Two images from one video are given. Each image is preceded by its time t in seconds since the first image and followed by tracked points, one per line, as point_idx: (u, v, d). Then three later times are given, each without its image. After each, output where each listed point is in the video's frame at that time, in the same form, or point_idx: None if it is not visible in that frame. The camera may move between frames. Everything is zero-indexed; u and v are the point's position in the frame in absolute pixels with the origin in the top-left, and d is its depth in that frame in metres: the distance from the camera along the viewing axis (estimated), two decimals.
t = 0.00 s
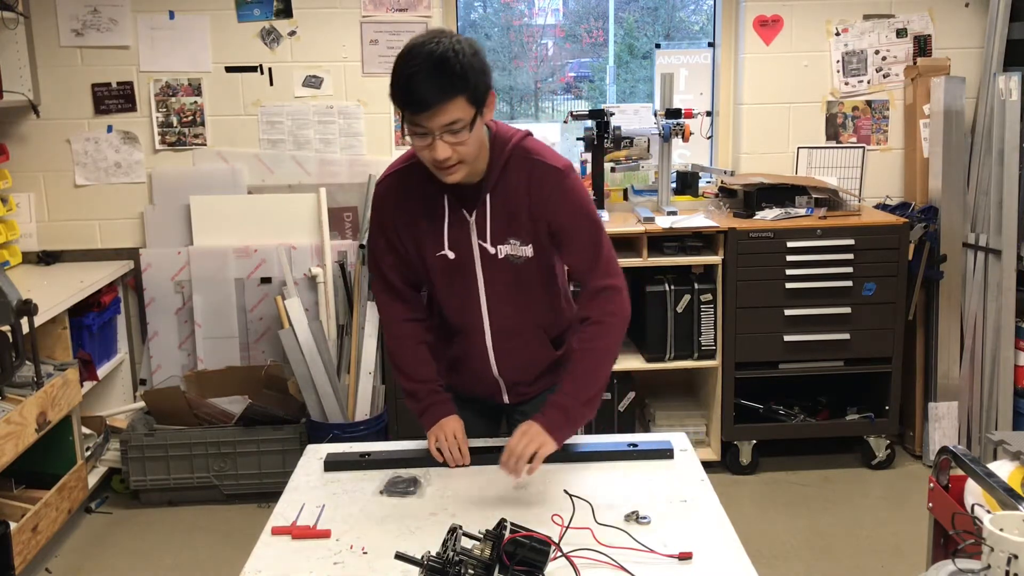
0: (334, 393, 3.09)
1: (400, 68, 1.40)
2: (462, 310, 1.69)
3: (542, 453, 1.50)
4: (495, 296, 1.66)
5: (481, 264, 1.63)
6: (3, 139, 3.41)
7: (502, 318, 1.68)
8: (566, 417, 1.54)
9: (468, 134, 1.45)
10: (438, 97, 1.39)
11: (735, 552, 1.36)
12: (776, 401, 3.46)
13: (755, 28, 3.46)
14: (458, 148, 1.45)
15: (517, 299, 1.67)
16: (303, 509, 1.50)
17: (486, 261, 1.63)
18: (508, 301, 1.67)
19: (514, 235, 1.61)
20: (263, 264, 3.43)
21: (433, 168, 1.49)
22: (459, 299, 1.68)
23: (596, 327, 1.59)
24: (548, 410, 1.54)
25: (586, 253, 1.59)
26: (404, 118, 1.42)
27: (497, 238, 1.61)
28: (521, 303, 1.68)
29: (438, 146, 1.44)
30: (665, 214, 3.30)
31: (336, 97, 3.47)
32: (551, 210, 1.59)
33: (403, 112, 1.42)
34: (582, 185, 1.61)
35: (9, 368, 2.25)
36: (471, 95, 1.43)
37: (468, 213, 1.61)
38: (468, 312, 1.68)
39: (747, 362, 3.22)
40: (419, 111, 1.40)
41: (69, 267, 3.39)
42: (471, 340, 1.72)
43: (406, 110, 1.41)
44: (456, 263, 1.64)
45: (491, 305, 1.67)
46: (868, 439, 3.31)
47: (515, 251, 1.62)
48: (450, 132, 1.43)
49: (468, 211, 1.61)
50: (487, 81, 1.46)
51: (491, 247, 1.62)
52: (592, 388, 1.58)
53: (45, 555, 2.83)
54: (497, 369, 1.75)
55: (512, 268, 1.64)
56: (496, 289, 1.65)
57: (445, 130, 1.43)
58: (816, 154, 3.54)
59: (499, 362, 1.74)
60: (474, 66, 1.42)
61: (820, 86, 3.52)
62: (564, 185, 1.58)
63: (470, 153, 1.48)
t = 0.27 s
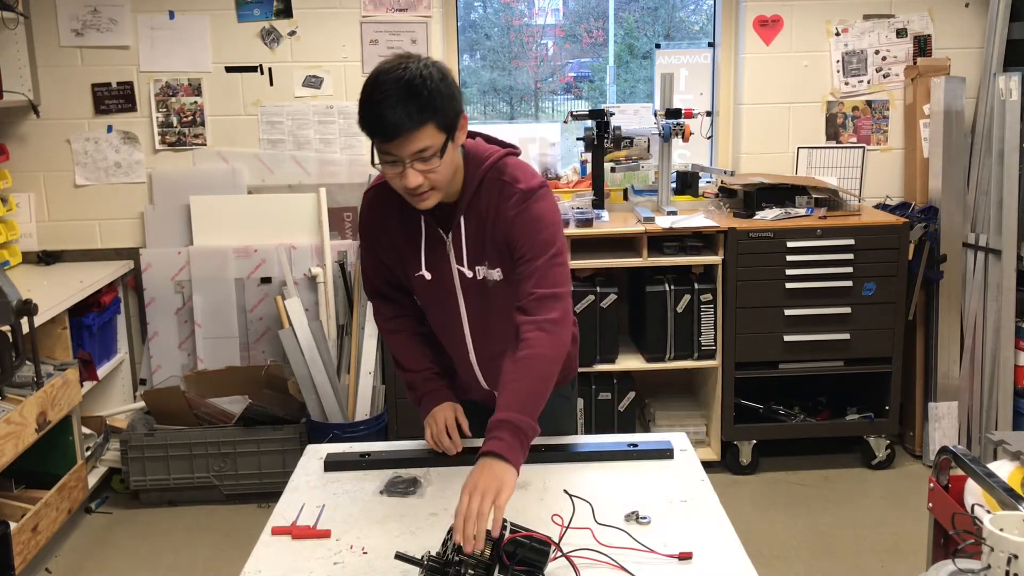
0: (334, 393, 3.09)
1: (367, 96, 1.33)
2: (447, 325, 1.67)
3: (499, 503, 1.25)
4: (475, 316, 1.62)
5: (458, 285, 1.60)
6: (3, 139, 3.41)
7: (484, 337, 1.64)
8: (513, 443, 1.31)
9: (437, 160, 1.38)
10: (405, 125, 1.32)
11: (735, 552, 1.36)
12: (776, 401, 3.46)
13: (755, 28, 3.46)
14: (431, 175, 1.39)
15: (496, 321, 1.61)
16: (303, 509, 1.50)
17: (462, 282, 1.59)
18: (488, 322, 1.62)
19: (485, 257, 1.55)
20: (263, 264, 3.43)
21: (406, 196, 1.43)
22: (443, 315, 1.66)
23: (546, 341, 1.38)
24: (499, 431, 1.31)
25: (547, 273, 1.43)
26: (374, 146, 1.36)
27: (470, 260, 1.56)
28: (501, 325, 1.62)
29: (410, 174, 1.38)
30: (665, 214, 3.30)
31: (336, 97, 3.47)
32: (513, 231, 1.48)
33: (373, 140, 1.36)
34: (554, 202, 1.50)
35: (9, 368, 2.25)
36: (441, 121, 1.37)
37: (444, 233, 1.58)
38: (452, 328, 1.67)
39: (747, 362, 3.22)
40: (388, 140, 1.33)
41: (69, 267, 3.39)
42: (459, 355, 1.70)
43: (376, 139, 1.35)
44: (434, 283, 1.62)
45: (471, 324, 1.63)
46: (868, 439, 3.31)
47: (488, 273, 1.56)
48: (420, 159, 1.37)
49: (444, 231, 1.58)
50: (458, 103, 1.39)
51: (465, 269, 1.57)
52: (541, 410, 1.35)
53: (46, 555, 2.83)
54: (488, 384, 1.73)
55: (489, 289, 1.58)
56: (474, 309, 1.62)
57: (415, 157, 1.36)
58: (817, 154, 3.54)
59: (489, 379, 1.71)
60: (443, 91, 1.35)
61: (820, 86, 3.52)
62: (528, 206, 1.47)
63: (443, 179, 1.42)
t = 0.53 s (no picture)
0: (334, 393, 3.09)
1: (341, 111, 1.33)
2: (439, 331, 1.67)
3: (499, 542, 1.22)
4: (464, 325, 1.61)
5: (445, 294, 1.58)
6: (3, 139, 3.41)
7: (474, 345, 1.63)
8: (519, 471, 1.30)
9: (413, 171, 1.38)
10: (378, 137, 1.32)
11: (735, 552, 1.36)
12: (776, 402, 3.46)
13: (754, 28, 3.46)
14: (408, 186, 1.39)
15: (484, 331, 1.60)
16: (303, 509, 1.50)
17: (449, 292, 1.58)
18: (477, 331, 1.60)
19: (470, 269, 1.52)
20: (263, 264, 3.43)
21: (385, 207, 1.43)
22: (434, 321, 1.66)
23: (536, 362, 1.34)
24: (504, 468, 1.30)
25: (529, 289, 1.39)
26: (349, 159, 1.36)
27: (455, 272, 1.54)
28: (489, 334, 1.60)
29: (386, 186, 1.38)
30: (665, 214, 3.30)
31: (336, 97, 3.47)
32: (494, 245, 1.44)
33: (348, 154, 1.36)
34: (537, 213, 1.45)
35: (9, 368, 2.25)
36: (416, 133, 1.36)
37: (430, 242, 1.56)
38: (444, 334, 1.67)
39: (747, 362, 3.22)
40: (362, 154, 1.34)
41: (69, 267, 3.39)
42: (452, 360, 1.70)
43: (351, 153, 1.35)
44: (423, 291, 1.61)
45: (461, 332, 1.62)
46: (868, 439, 3.31)
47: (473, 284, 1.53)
48: (395, 171, 1.37)
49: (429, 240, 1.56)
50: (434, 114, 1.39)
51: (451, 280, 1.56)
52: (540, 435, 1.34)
53: (45, 554, 2.83)
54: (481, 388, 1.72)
55: (475, 299, 1.56)
56: (462, 319, 1.60)
57: (391, 169, 1.36)
58: (817, 154, 3.54)
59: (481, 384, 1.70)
60: (417, 103, 1.35)
61: (820, 86, 3.52)
62: (508, 220, 1.42)
63: (422, 192, 1.42)
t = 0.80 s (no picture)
0: (334, 393, 3.09)
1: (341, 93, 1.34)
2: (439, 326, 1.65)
3: (518, 512, 1.23)
4: (464, 317, 1.60)
5: (446, 285, 1.58)
6: (3, 139, 3.41)
7: (475, 336, 1.62)
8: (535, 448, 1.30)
9: (412, 150, 1.38)
10: (378, 117, 1.32)
11: (735, 552, 1.36)
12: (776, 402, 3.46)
13: (754, 28, 3.46)
14: (407, 167, 1.39)
15: (486, 322, 1.59)
16: (303, 509, 1.50)
17: (449, 283, 1.57)
18: (478, 322, 1.60)
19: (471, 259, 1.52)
20: (263, 264, 3.43)
21: (384, 190, 1.43)
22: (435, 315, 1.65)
23: (547, 344, 1.36)
24: (521, 449, 1.29)
25: (536, 274, 1.40)
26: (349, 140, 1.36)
27: (456, 262, 1.53)
28: (491, 325, 1.59)
29: (386, 167, 1.37)
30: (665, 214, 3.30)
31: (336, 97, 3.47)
32: (498, 233, 1.44)
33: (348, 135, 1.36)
34: (539, 200, 1.46)
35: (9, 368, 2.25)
36: (416, 112, 1.36)
37: (431, 234, 1.56)
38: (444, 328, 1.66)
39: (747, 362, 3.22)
40: (361, 133, 1.34)
41: (69, 267, 3.39)
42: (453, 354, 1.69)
43: (351, 134, 1.36)
44: (423, 283, 1.60)
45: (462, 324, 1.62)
46: (868, 439, 3.31)
47: (474, 274, 1.53)
48: (395, 151, 1.36)
49: (430, 232, 1.56)
50: (434, 96, 1.39)
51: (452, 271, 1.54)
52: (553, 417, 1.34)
53: (45, 554, 2.83)
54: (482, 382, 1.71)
55: (476, 291, 1.55)
56: (463, 310, 1.59)
57: (390, 149, 1.36)
58: (816, 154, 3.54)
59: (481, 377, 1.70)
60: (417, 83, 1.35)
61: (820, 85, 3.52)
62: (512, 207, 1.43)
63: (422, 173, 1.41)
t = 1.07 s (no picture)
0: (334, 393, 3.09)
1: (368, 48, 1.39)
2: (446, 309, 1.62)
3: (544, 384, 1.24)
4: (478, 294, 1.58)
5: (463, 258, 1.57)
6: (3, 139, 3.41)
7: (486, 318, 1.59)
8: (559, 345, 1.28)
9: (436, 102, 1.41)
10: (406, 66, 1.37)
11: (735, 552, 1.36)
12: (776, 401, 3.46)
13: (754, 28, 3.46)
14: (429, 120, 1.41)
15: (502, 298, 1.58)
16: (303, 509, 1.50)
17: (467, 256, 1.56)
18: (494, 299, 1.58)
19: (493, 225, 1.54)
20: (263, 264, 3.43)
21: (404, 148, 1.44)
22: (444, 297, 1.61)
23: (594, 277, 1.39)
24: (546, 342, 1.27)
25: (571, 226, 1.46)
26: (373, 93, 1.40)
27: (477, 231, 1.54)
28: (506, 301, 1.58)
29: (409, 118, 1.40)
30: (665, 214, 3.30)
31: (336, 97, 3.47)
32: (529, 190, 1.49)
33: (373, 88, 1.40)
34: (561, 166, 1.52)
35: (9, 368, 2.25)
36: (439, 66, 1.40)
37: (448, 207, 1.57)
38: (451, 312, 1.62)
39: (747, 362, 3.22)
40: (386, 83, 1.38)
41: (69, 266, 3.39)
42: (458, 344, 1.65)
43: (376, 86, 1.40)
44: (437, 259, 1.59)
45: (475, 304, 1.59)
46: (868, 439, 3.31)
47: (495, 243, 1.54)
48: (419, 101, 1.40)
49: (448, 205, 1.57)
50: (457, 58, 1.44)
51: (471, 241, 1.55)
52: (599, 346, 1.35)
53: (45, 554, 2.83)
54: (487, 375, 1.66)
55: (495, 262, 1.56)
56: (478, 286, 1.57)
57: (415, 99, 1.39)
58: (816, 154, 3.54)
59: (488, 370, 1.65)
60: (441, 41, 1.41)
61: (820, 85, 3.52)
62: (537, 168, 1.49)
63: (444, 129, 1.43)
